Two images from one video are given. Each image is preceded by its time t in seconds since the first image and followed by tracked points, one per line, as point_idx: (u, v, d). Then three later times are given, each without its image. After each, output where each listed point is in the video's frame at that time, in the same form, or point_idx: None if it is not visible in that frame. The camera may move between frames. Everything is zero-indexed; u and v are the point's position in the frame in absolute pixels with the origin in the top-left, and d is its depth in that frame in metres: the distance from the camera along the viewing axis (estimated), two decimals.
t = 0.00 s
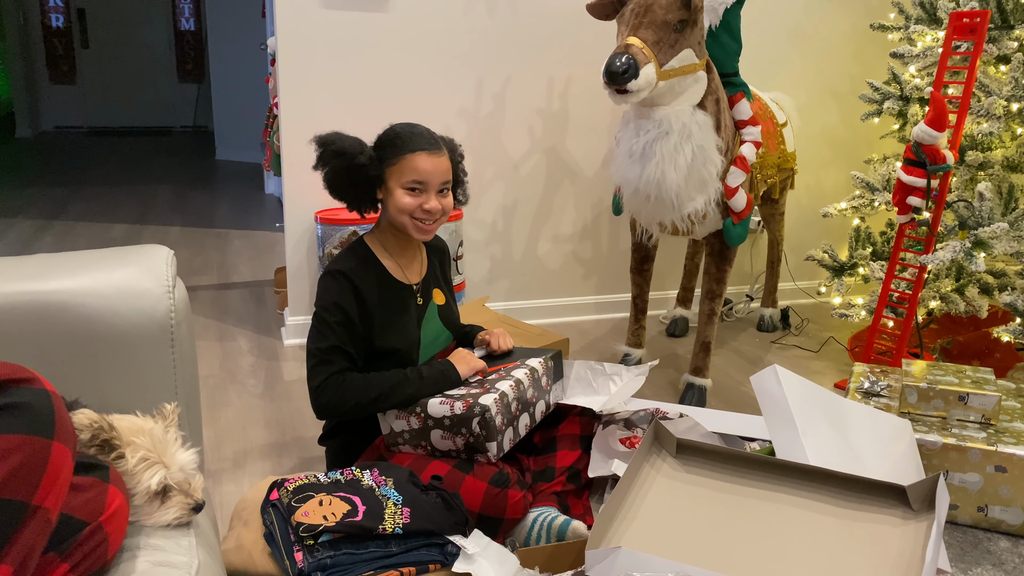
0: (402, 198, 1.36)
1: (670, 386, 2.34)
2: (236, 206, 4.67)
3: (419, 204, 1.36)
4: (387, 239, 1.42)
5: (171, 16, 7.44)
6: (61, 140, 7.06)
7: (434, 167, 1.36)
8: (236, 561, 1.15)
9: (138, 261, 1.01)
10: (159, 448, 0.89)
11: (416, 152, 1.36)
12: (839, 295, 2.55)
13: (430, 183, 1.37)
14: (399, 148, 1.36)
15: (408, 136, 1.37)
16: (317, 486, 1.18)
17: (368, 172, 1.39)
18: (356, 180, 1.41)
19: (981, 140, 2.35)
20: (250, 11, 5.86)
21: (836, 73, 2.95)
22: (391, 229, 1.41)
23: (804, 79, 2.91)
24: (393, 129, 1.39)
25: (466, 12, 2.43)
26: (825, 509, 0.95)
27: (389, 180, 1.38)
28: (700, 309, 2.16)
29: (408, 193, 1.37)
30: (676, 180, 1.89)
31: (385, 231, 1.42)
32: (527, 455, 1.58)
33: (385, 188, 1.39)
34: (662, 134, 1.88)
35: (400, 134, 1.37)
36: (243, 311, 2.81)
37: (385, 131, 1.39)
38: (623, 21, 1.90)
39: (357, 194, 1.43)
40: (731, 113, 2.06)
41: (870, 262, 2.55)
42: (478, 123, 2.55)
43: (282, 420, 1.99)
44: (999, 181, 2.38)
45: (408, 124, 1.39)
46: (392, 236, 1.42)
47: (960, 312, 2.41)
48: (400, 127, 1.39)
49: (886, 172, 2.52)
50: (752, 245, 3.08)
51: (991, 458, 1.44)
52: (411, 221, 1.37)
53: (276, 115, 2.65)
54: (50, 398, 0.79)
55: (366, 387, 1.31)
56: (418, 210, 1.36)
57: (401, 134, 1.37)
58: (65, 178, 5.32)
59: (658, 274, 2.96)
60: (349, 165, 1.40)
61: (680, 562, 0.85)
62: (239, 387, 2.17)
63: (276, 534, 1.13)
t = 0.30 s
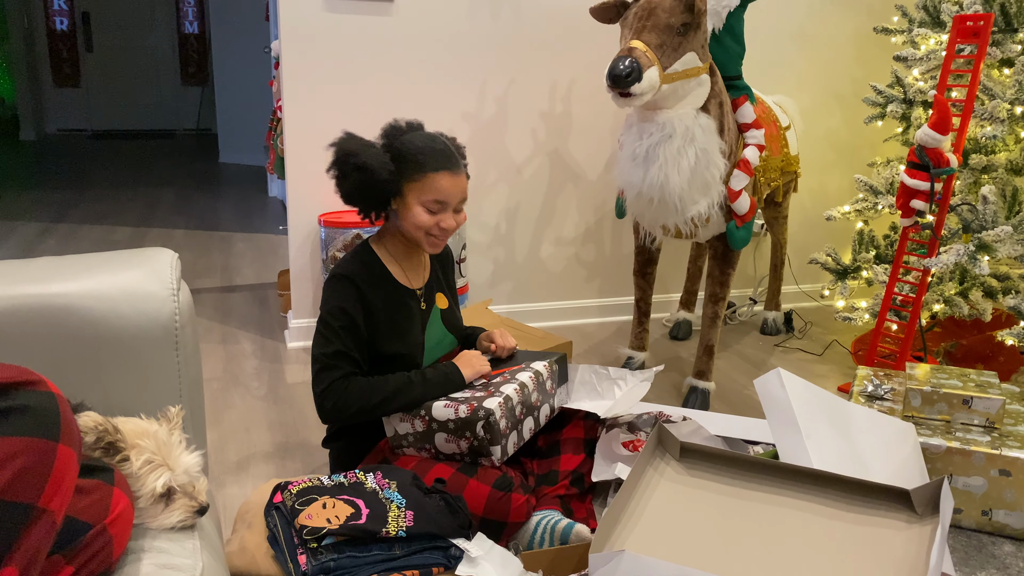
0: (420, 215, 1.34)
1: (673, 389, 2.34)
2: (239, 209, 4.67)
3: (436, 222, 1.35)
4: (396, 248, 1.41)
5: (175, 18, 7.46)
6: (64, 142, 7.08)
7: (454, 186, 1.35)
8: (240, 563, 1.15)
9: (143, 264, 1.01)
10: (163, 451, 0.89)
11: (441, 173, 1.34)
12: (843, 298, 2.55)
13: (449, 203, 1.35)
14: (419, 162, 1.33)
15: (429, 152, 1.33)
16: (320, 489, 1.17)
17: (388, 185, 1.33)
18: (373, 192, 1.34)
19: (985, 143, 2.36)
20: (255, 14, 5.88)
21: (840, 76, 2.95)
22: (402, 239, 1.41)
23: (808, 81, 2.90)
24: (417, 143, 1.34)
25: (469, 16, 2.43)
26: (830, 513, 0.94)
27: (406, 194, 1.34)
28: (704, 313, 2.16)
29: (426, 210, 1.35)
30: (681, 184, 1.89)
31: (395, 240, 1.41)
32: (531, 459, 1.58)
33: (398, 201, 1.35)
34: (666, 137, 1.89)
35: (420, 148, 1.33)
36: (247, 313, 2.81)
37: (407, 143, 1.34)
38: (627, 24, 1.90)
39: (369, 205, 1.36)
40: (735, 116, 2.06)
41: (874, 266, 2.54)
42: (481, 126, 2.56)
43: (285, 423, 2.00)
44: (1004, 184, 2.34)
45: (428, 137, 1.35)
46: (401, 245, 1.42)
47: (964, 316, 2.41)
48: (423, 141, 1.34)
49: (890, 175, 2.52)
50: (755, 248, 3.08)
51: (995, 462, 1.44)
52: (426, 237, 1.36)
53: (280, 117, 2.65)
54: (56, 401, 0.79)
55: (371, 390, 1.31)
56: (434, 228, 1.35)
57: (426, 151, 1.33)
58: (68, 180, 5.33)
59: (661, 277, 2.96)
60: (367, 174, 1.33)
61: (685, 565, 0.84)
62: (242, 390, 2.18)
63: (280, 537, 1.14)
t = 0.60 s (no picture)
0: (469, 241, 1.32)
1: (675, 391, 2.33)
2: (241, 210, 4.68)
3: (480, 250, 1.34)
4: (427, 254, 1.40)
5: (177, 20, 7.47)
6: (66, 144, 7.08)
7: (507, 222, 1.33)
8: (241, 565, 1.16)
9: (145, 265, 1.01)
10: (165, 452, 0.89)
11: (499, 206, 1.30)
12: (845, 300, 2.55)
13: (498, 236, 1.33)
14: (482, 192, 1.28)
15: (495, 184, 1.29)
16: (322, 491, 1.17)
17: (443, 207, 1.29)
18: (429, 212, 1.30)
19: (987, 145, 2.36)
20: (257, 16, 5.89)
21: (842, 78, 2.95)
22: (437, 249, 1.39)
23: (810, 82, 2.90)
24: (478, 170, 1.29)
25: (471, 17, 2.44)
26: (830, 514, 0.94)
27: (462, 218, 1.30)
28: (705, 314, 2.16)
29: (475, 238, 1.32)
30: (682, 185, 1.89)
31: (431, 247, 1.39)
32: (533, 461, 1.58)
33: (451, 221, 1.31)
34: (667, 139, 1.89)
35: (486, 178, 1.29)
36: (248, 315, 2.81)
37: (469, 167, 1.29)
38: (629, 26, 1.90)
39: (419, 223, 1.31)
40: (736, 118, 2.06)
41: (876, 267, 2.54)
42: (483, 127, 2.56)
43: (286, 424, 2.00)
44: (1006, 186, 2.35)
45: (495, 166, 1.31)
46: (432, 252, 1.40)
47: (966, 317, 2.40)
48: (484, 169, 1.29)
49: (892, 177, 2.51)
50: (757, 250, 3.08)
51: (997, 464, 1.44)
52: (465, 258, 1.36)
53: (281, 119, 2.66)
54: (58, 403, 0.79)
55: (355, 391, 1.31)
56: (476, 254, 1.34)
57: (487, 181, 1.29)
58: (70, 182, 5.33)
59: (663, 278, 2.96)
60: (423, 193, 1.29)
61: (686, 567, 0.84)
62: (244, 392, 2.18)
63: (282, 539, 1.14)
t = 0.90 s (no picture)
0: (503, 266, 1.31)
1: (675, 391, 2.33)
2: (242, 211, 4.68)
3: (511, 277, 1.34)
4: (456, 268, 1.39)
5: (177, 21, 7.47)
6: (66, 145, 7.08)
7: (542, 254, 1.33)
8: (242, 565, 1.16)
9: (146, 266, 1.01)
10: (165, 453, 0.89)
11: (539, 238, 1.31)
12: (846, 300, 2.55)
13: (531, 266, 1.34)
14: (527, 222, 1.29)
15: (541, 215, 1.30)
16: (322, 491, 1.17)
17: (485, 228, 1.28)
18: (470, 229, 1.28)
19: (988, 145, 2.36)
20: (257, 17, 5.89)
21: (843, 78, 2.95)
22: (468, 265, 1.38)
23: (811, 83, 2.90)
24: (525, 198, 1.30)
25: (471, 18, 2.44)
26: (832, 515, 0.94)
27: (502, 244, 1.30)
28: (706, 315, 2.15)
29: (508, 264, 1.32)
30: (682, 185, 1.89)
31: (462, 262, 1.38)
32: (536, 463, 1.59)
33: (489, 244, 1.30)
34: (668, 139, 1.88)
35: (532, 209, 1.29)
36: (249, 315, 2.81)
37: (517, 194, 1.30)
38: (629, 26, 1.91)
39: (457, 236, 1.29)
40: (736, 118, 2.06)
41: (877, 267, 2.54)
42: (483, 128, 2.56)
43: (287, 425, 2.00)
44: (1007, 186, 2.34)
45: (543, 198, 1.31)
46: (461, 267, 1.40)
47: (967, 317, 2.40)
48: (529, 198, 1.30)
49: (892, 176, 2.51)
50: (758, 250, 3.08)
51: (998, 464, 1.43)
52: (493, 280, 1.35)
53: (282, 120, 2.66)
54: (58, 403, 0.79)
55: (352, 378, 1.30)
56: (506, 279, 1.34)
57: (533, 211, 1.29)
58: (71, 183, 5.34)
59: (664, 279, 2.96)
60: (470, 209, 1.27)
61: (686, 567, 0.84)
62: (245, 392, 2.18)
63: (282, 539, 1.14)
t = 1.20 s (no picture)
0: (507, 264, 1.32)
1: (675, 391, 2.33)
2: (241, 211, 4.68)
3: (515, 274, 1.34)
4: (461, 268, 1.40)
5: (177, 21, 7.46)
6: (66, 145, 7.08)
7: (545, 250, 1.34)
8: (242, 565, 1.16)
9: (145, 266, 1.01)
10: (165, 453, 0.89)
11: (542, 235, 1.31)
12: (845, 299, 2.55)
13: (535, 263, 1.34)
14: (529, 219, 1.29)
15: (543, 213, 1.30)
16: (322, 491, 1.17)
17: (489, 228, 1.28)
18: (474, 229, 1.28)
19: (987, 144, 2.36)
20: (257, 17, 5.88)
21: (843, 78, 2.95)
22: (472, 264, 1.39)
23: (811, 82, 2.90)
24: (528, 196, 1.30)
25: (471, 17, 2.44)
26: (833, 514, 0.94)
27: (505, 242, 1.30)
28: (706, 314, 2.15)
29: (512, 262, 1.33)
30: (682, 185, 1.89)
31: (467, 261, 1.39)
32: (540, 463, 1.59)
33: (493, 243, 1.31)
34: (668, 139, 1.88)
35: (534, 207, 1.29)
36: (249, 315, 2.81)
37: (519, 192, 1.30)
38: (629, 26, 1.90)
39: (461, 237, 1.29)
40: (736, 117, 2.06)
41: (877, 267, 2.54)
42: (483, 127, 2.56)
43: (287, 425, 2.00)
44: (1006, 185, 2.34)
45: (545, 195, 1.31)
46: (465, 267, 1.40)
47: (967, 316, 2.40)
48: (532, 196, 1.30)
49: (892, 176, 2.51)
50: (758, 249, 3.08)
51: (999, 463, 1.43)
52: (497, 278, 1.36)
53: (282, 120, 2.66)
54: (57, 404, 0.79)
55: (375, 392, 1.31)
56: (510, 277, 1.35)
57: (536, 209, 1.29)
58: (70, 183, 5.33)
59: (664, 278, 2.96)
60: (474, 210, 1.27)
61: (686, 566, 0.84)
62: (245, 392, 2.18)
63: (282, 539, 1.14)
